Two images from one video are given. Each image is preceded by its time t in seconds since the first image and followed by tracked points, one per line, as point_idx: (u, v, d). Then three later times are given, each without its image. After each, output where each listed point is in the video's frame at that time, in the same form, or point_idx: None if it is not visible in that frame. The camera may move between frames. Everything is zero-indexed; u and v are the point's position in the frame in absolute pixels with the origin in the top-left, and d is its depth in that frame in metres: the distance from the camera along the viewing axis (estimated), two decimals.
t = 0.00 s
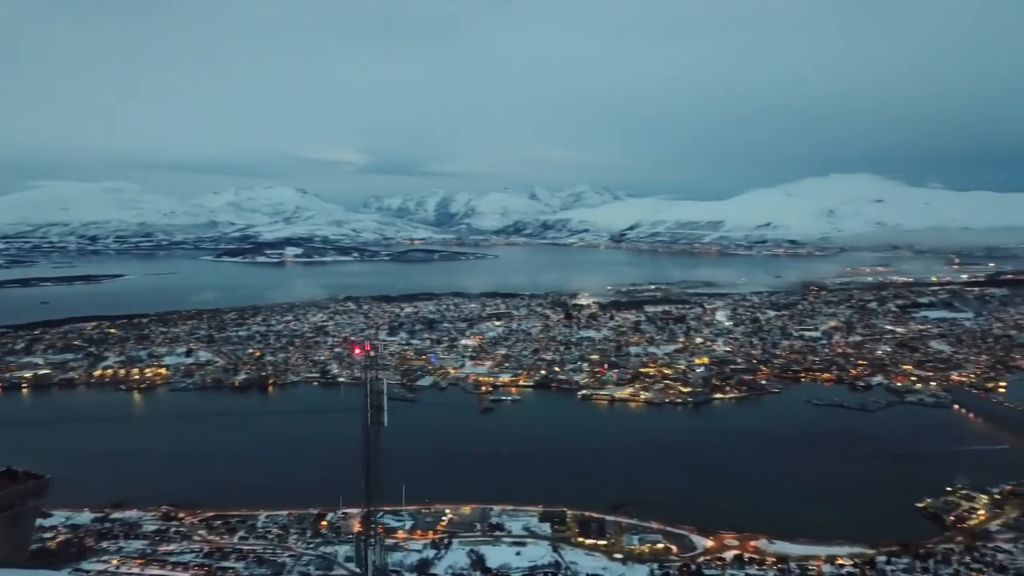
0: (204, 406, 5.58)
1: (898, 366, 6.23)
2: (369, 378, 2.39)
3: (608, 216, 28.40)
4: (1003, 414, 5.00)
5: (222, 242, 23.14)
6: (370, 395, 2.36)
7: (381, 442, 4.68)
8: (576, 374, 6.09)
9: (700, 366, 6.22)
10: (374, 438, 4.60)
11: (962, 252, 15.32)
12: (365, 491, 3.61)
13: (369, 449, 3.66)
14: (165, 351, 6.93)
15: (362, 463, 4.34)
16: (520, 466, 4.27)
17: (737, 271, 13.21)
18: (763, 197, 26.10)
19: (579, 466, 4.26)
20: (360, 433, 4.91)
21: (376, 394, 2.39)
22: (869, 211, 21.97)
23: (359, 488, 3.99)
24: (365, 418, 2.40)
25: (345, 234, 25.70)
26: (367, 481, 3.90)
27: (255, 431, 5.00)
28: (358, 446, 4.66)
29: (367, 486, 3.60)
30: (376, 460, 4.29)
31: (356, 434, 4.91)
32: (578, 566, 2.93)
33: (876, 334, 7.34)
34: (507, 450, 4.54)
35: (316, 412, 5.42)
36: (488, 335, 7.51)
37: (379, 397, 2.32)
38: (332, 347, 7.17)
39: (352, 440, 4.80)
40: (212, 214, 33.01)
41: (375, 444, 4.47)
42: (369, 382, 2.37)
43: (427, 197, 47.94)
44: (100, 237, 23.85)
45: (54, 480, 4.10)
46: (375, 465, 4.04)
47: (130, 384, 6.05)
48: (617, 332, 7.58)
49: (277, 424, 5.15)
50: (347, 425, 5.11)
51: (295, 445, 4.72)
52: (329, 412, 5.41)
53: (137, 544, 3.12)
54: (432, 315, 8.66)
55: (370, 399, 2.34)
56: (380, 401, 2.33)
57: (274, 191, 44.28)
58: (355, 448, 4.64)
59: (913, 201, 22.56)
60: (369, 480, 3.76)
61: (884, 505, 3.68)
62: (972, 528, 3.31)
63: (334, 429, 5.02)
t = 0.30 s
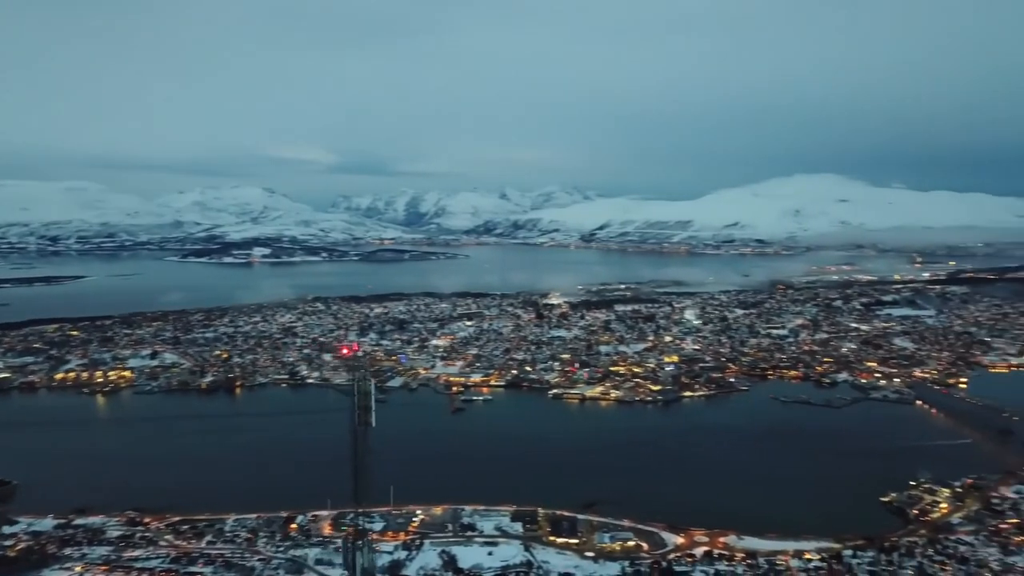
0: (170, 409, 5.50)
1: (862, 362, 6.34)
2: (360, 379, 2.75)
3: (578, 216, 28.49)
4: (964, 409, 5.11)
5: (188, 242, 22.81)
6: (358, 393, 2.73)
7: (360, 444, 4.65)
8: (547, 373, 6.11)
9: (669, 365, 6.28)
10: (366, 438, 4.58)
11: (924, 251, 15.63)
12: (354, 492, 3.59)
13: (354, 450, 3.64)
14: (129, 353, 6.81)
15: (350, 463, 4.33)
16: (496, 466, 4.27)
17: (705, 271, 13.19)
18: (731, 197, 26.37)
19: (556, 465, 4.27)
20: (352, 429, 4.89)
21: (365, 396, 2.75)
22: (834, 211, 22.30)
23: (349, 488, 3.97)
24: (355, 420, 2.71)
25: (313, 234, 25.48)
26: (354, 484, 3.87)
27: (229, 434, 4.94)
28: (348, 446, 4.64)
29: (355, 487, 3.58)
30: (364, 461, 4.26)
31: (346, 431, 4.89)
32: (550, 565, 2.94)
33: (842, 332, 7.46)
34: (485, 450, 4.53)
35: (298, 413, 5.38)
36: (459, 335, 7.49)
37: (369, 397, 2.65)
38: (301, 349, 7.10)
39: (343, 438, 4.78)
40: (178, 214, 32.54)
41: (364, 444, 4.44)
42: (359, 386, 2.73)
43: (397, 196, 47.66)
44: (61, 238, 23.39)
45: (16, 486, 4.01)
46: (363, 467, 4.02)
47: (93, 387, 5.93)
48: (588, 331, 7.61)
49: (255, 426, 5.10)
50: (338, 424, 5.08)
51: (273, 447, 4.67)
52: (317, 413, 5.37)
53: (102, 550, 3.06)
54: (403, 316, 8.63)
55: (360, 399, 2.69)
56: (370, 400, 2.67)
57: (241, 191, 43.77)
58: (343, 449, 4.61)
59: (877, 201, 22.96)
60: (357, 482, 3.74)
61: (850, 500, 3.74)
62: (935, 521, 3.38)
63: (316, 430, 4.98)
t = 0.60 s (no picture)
0: (126, 413, 5.38)
1: (819, 359, 6.46)
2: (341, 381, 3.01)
3: (540, 215, 28.54)
4: (917, 403, 5.24)
5: (143, 242, 22.35)
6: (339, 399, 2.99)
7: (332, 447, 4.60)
8: (511, 373, 6.11)
9: (631, 363, 6.32)
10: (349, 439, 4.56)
11: (879, 249, 15.99)
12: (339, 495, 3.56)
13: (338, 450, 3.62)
14: (83, 357, 6.64)
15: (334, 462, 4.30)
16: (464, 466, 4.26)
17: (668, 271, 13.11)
18: (691, 197, 26.67)
19: (526, 464, 4.27)
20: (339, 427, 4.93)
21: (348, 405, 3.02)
22: (791, 211, 22.69)
23: (331, 489, 3.94)
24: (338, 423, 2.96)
25: (272, 234, 25.14)
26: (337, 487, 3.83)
27: (193, 437, 4.85)
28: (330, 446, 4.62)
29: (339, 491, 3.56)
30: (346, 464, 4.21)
31: (331, 432, 4.88)
32: (515, 564, 2.94)
33: (799, 329, 7.59)
34: (456, 451, 4.51)
35: (269, 415, 5.31)
36: (422, 335, 7.46)
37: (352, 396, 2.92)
38: (261, 350, 7.00)
39: (329, 437, 4.78)
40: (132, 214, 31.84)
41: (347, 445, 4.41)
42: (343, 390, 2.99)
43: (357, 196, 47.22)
44: (10, 238, 22.72)
45: None
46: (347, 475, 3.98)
47: (45, 391, 5.77)
48: (551, 330, 7.64)
49: (222, 429, 5.02)
50: (321, 425, 5.05)
51: (242, 450, 4.60)
52: (292, 414, 5.32)
53: (55, 559, 2.98)
54: (364, 316, 8.55)
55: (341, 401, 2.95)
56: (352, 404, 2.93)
57: (198, 190, 43.01)
58: (327, 450, 4.57)
59: (833, 201, 23.42)
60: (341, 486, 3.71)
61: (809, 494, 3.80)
62: (890, 513, 3.46)
63: (290, 432, 4.93)
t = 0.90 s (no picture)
0: (84, 417, 5.26)
1: (782, 356, 6.56)
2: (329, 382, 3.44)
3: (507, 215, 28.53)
4: (877, 399, 5.35)
5: (101, 243, 21.87)
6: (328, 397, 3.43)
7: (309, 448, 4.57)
8: (478, 373, 6.10)
9: (598, 361, 6.36)
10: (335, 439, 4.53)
11: (839, 248, 16.27)
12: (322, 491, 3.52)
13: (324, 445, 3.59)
14: (39, 360, 6.47)
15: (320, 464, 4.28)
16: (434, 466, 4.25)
17: (634, 271, 12.94)
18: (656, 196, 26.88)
19: (497, 463, 4.29)
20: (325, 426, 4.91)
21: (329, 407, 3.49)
22: (754, 210, 22.98)
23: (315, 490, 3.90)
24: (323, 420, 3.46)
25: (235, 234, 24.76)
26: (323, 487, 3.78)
27: (156, 441, 4.77)
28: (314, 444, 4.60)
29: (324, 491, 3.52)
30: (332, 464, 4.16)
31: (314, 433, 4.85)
32: (484, 564, 2.93)
33: (763, 326, 7.70)
34: (428, 451, 4.50)
35: (241, 417, 5.25)
36: (389, 335, 7.41)
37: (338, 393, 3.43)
38: (224, 352, 6.90)
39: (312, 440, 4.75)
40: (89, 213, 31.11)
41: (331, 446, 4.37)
42: (328, 391, 3.48)
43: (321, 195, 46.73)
44: None
45: None
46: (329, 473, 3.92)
47: None
48: (519, 329, 7.65)
49: (190, 431, 4.95)
50: (300, 426, 5.00)
51: (210, 453, 4.54)
52: (260, 416, 5.26)
53: (11, 569, 2.90)
54: (330, 317, 8.47)
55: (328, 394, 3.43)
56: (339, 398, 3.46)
57: (158, 189, 42.21)
58: (314, 450, 4.54)
59: (794, 200, 23.78)
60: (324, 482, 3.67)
61: (773, 489, 3.86)
62: (852, 507, 3.53)
63: (265, 433, 4.88)
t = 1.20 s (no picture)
0: (41, 422, 5.13)
1: (746, 354, 6.65)
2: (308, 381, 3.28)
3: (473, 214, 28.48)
4: (838, 395, 5.45)
5: (57, 243, 21.34)
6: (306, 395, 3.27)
7: (292, 450, 4.53)
8: (446, 373, 6.09)
9: (565, 360, 6.38)
10: (317, 441, 4.50)
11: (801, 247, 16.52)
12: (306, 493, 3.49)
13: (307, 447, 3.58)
14: None
15: (297, 466, 4.25)
16: (403, 467, 4.23)
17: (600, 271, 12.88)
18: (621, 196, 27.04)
19: (468, 462, 4.28)
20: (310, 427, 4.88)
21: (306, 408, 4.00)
22: (719, 210, 23.22)
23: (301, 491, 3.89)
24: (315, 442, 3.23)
25: (196, 234, 24.34)
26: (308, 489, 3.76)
27: (117, 445, 4.67)
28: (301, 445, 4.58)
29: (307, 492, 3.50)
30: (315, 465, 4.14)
31: (300, 432, 4.83)
32: (452, 564, 2.93)
33: (727, 324, 7.79)
34: (398, 452, 4.48)
35: (212, 419, 5.18)
36: (355, 336, 7.35)
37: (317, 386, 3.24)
38: (186, 354, 6.78)
39: (297, 438, 4.74)
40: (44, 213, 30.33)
41: (315, 446, 4.35)
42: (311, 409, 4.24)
43: (285, 194, 46.18)
44: None
45: None
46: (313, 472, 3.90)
47: None
48: (486, 329, 7.65)
49: (158, 434, 4.87)
50: (277, 428, 4.96)
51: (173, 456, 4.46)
52: (224, 418, 5.18)
53: None
54: (294, 318, 8.38)
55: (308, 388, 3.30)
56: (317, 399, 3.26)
57: (116, 188, 41.34)
58: (294, 451, 4.51)
59: (757, 200, 24.11)
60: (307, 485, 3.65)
61: (738, 485, 3.91)
62: (815, 501, 3.59)
63: (242, 435, 4.82)
